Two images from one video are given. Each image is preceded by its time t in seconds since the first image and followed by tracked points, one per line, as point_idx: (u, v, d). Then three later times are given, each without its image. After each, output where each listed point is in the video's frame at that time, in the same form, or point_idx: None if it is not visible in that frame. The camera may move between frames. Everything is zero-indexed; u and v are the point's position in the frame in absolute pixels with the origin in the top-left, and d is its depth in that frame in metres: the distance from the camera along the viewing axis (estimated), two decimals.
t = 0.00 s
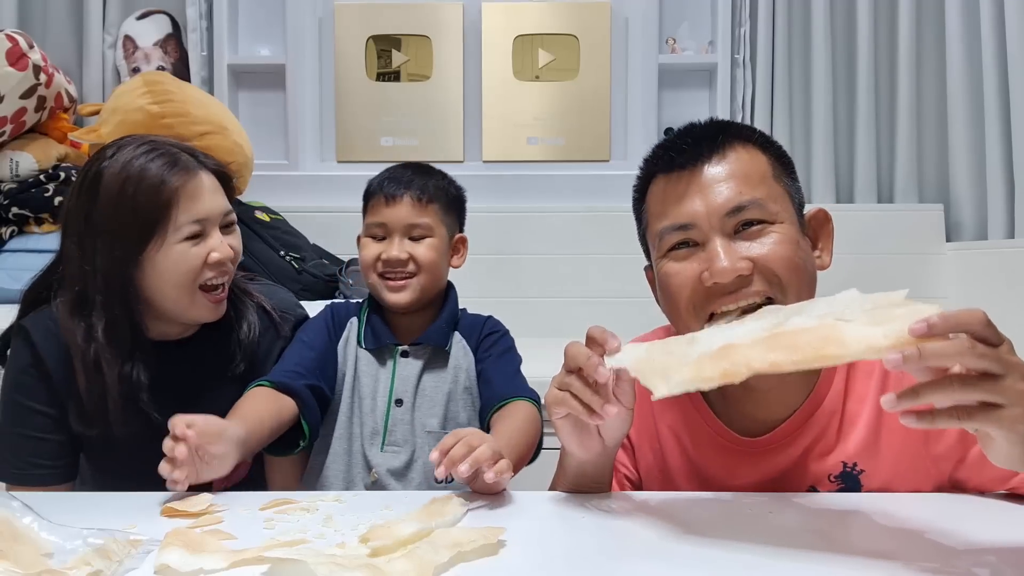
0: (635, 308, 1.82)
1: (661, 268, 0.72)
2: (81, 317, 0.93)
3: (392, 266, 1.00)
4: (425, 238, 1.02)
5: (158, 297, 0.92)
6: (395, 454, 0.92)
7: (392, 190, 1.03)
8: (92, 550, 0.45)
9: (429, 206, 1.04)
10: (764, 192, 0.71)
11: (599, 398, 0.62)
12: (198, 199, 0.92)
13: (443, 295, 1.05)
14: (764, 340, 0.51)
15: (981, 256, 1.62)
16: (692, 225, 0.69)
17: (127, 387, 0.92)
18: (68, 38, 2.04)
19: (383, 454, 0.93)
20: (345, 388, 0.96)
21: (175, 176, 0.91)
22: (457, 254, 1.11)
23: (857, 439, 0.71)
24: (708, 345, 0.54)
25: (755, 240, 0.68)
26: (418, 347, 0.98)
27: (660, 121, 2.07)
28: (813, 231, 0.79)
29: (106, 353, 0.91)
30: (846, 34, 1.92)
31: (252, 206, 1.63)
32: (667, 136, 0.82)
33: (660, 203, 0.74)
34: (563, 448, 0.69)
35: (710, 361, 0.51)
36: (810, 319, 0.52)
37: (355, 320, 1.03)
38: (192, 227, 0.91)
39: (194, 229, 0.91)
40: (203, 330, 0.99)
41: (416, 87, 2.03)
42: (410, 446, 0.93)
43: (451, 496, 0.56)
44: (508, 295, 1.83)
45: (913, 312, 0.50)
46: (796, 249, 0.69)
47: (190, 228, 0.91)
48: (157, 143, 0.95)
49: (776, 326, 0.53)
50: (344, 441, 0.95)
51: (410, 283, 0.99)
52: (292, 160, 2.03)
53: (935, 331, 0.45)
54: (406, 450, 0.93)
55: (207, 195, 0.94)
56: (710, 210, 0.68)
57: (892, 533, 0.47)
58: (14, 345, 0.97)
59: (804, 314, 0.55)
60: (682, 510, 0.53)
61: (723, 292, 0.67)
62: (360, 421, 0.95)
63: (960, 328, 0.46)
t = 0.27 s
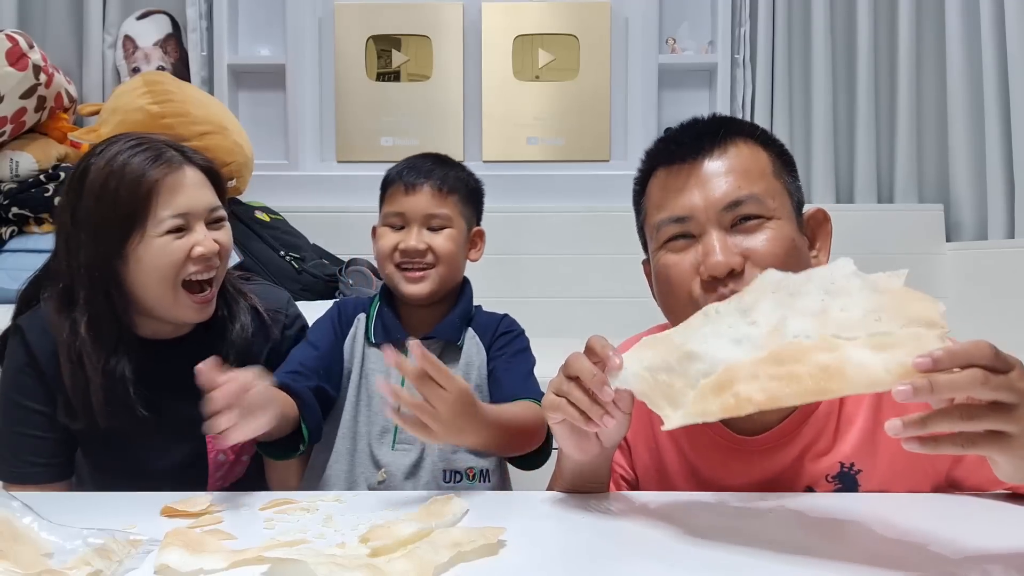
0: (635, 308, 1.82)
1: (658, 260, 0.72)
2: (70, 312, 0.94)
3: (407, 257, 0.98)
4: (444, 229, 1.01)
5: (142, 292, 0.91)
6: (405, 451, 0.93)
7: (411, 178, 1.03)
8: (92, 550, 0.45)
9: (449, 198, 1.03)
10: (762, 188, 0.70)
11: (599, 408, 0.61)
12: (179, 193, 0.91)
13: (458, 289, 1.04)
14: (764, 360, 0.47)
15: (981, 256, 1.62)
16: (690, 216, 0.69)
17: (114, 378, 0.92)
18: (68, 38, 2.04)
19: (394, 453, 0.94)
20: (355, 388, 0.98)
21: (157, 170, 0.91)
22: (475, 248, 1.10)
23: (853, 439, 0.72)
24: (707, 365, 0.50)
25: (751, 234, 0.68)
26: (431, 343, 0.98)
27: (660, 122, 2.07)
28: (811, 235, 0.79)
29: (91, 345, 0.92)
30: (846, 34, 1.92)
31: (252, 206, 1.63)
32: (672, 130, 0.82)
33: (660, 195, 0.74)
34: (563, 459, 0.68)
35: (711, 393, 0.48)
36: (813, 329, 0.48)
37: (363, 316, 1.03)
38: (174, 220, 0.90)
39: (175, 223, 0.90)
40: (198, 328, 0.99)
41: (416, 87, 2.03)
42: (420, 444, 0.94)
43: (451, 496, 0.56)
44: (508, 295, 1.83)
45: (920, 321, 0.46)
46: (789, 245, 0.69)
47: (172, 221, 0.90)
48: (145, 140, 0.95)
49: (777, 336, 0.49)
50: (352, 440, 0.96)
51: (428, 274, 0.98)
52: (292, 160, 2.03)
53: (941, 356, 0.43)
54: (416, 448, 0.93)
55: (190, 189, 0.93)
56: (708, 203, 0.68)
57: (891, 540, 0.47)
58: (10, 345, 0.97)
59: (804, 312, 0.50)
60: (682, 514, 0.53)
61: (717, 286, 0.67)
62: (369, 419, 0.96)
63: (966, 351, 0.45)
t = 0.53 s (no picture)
0: (635, 308, 1.82)
1: (666, 227, 0.75)
2: (54, 318, 0.95)
3: (413, 247, 0.98)
4: (452, 223, 1.01)
5: (123, 300, 0.91)
6: (425, 455, 0.91)
7: (420, 170, 1.02)
8: (92, 550, 0.45)
9: (457, 190, 1.03)
10: (773, 166, 0.73)
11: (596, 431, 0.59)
12: (158, 200, 0.91)
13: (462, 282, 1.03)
14: (765, 395, 0.46)
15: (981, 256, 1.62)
16: (701, 182, 0.73)
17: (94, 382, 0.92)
18: (68, 38, 2.04)
19: (415, 456, 0.92)
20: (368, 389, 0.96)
21: (136, 177, 0.91)
22: (478, 245, 1.11)
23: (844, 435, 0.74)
24: (707, 402, 0.48)
25: (759, 207, 0.70)
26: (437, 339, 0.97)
27: (660, 122, 2.07)
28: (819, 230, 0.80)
29: (70, 351, 0.92)
30: (846, 34, 1.92)
31: (252, 206, 1.63)
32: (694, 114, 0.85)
33: (678, 164, 0.77)
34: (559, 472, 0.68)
35: (716, 435, 0.46)
36: (813, 355, 0.46)
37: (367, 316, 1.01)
38: (154, 227, 0.90)
39: (155, 230, 0.90)
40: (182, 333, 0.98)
41: (416, 87, 2.03)
42: (438, 445, 0.92)
43: (451, 496, 0.56)
44: (507, 296, 1.83)
45: (919, 347, 0.45)
46: (794, 223, 0.71)
47: (152, 228, 0.90)
48: (127, 146, 0.95)
49: (775, 362, 0.46)
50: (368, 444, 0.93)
51: (434, 267, 0.98)
52: (292, 160, 2.03)
53: (935, 397, 0.43)
54: (435, 451, 0.92)
55: (171, 195, 0.93)
56: (720, 173, 0.71)
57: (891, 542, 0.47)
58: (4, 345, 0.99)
59: (801, 331, 0.47)
60: (681, 517, 0.53)
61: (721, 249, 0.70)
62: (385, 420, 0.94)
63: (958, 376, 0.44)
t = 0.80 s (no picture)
0: (635, 309, 1.82)
1: (678, 205, 0.81)
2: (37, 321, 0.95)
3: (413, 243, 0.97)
4: (451, 221, 1.01)
5: (106, 307, 0.92)
6: (417, 459, 0.91)
7: (422, 166, 1.01)
8: (92, 550, 0.45)
9: (457, 189, 1.03)
10: (787, 155, 0.79)
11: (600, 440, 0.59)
12: (137, 207, 0.91)
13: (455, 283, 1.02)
14: (766, 401, 0.45)
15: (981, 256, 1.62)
16: (715, 166, 0.78)
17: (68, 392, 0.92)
18: (68, 38, 2.04)
19: (405, 459, 0.91)
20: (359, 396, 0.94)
21: (115, 185, 0.91)
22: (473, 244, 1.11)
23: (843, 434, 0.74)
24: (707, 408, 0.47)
25: (771, 192, 0.75)
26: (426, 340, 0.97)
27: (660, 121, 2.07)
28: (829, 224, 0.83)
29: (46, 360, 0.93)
30: (846, 34, 1.92)
31: (252, 206, 1.63)
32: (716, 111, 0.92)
33: (695, 153, 0.83)
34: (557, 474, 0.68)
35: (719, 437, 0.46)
36: (811, 359, 0.46)
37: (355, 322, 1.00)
38: (134, 235, 0.90)
39: (135, 238, 0.90)
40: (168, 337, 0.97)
41: (416, 87, 2.03)
42: (430, 449, 0.92)
43: (451, 496, 0.56)
44: (507, 296, 1.83)
45: (919, 353, 0.45)
46: (805, 209, 0.76)
47: (132, 236, 0.90)
48: (111, 153, 0.95)
49: (774, 366, 0.46)
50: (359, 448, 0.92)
51: (432, 266, 0.98)
52: (292, 160, 2.03)
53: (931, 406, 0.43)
54: (427, 454, 0.92)
55: (151, 202, 0.92)
56: (734, 159, 0.78)
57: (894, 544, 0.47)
58: None
59: (798, 334, 0.47)
60: (681, 517, 0.52)
61: (728, 222, 0.75)
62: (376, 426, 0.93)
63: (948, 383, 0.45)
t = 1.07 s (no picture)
0: (635, 309, 1.82)
1: (689, 201, 0.80)
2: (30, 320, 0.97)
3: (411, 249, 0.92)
4: (447, 226, 0.96)
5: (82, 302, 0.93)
6: (408, 458, 0.88)
7: (427, 168, 0.96)
8: (92, 550, 0.45)
9: (454, 194, 0.98)
10: (802, 156, 0.79)
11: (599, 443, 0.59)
12: (101, 202, 0.90)
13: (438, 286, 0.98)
14: (767, 412, 0.46)
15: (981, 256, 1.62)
16: (731, 164, 0.78)
17: (49, 390, 0.94)
18: (68, 38, 2.04)
19: (396, 460, 0.88)
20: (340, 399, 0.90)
21: (83, 181, 0.91)
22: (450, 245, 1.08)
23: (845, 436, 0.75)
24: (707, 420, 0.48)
25: (788, 191, 0.75)
26: (408, 337, 0.92)
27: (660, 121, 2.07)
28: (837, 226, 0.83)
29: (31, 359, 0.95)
30: (846, 34, 1.92)
31: (252, 206, 1.63)
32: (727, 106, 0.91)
33: (705, 149, 0.82)
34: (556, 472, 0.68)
35: (724, 445, 0.46)
36: (812, 369, 0.46)
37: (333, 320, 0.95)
38: (98, 231, 0.89)
39: (100, 233, 0.90)
40: (157, 337, 0.97)
41: (416, 87, 2.03)
42: (420, 448, 0.89)
43: (451, 496, 0.56)
44: (507, 296, 1.83)
45: (920, 365, 0.45)
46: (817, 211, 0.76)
47: (98, 232, 0.90)
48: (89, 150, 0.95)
49: (774, 375, 0.47)
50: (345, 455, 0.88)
51: (425, 271, 0.93)
52: (292, 160, 2.03)
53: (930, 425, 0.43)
54: (418, 451, 0.88)
55: (116, 198, 0.91)
56: (750, 157, 0.77)
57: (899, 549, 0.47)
58: None
59: (797, 340, 0.47)
60: (685, 520, 0.52)
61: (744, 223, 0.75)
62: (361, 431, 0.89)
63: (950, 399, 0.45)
